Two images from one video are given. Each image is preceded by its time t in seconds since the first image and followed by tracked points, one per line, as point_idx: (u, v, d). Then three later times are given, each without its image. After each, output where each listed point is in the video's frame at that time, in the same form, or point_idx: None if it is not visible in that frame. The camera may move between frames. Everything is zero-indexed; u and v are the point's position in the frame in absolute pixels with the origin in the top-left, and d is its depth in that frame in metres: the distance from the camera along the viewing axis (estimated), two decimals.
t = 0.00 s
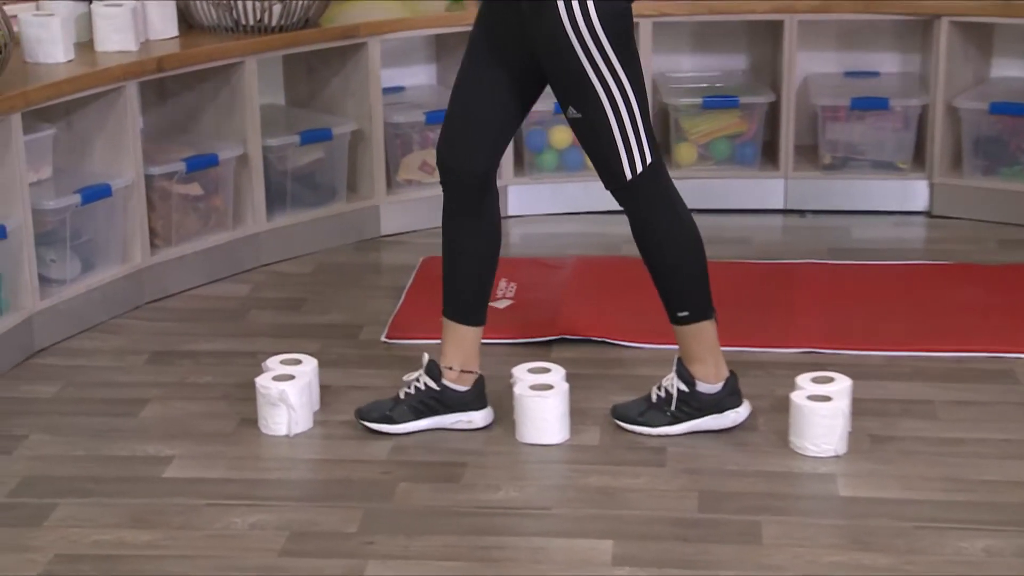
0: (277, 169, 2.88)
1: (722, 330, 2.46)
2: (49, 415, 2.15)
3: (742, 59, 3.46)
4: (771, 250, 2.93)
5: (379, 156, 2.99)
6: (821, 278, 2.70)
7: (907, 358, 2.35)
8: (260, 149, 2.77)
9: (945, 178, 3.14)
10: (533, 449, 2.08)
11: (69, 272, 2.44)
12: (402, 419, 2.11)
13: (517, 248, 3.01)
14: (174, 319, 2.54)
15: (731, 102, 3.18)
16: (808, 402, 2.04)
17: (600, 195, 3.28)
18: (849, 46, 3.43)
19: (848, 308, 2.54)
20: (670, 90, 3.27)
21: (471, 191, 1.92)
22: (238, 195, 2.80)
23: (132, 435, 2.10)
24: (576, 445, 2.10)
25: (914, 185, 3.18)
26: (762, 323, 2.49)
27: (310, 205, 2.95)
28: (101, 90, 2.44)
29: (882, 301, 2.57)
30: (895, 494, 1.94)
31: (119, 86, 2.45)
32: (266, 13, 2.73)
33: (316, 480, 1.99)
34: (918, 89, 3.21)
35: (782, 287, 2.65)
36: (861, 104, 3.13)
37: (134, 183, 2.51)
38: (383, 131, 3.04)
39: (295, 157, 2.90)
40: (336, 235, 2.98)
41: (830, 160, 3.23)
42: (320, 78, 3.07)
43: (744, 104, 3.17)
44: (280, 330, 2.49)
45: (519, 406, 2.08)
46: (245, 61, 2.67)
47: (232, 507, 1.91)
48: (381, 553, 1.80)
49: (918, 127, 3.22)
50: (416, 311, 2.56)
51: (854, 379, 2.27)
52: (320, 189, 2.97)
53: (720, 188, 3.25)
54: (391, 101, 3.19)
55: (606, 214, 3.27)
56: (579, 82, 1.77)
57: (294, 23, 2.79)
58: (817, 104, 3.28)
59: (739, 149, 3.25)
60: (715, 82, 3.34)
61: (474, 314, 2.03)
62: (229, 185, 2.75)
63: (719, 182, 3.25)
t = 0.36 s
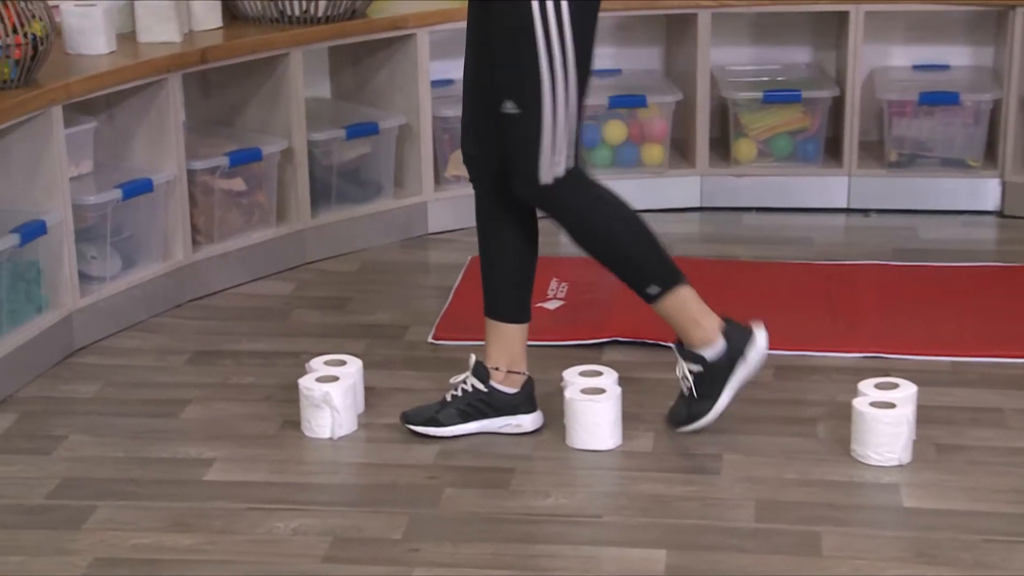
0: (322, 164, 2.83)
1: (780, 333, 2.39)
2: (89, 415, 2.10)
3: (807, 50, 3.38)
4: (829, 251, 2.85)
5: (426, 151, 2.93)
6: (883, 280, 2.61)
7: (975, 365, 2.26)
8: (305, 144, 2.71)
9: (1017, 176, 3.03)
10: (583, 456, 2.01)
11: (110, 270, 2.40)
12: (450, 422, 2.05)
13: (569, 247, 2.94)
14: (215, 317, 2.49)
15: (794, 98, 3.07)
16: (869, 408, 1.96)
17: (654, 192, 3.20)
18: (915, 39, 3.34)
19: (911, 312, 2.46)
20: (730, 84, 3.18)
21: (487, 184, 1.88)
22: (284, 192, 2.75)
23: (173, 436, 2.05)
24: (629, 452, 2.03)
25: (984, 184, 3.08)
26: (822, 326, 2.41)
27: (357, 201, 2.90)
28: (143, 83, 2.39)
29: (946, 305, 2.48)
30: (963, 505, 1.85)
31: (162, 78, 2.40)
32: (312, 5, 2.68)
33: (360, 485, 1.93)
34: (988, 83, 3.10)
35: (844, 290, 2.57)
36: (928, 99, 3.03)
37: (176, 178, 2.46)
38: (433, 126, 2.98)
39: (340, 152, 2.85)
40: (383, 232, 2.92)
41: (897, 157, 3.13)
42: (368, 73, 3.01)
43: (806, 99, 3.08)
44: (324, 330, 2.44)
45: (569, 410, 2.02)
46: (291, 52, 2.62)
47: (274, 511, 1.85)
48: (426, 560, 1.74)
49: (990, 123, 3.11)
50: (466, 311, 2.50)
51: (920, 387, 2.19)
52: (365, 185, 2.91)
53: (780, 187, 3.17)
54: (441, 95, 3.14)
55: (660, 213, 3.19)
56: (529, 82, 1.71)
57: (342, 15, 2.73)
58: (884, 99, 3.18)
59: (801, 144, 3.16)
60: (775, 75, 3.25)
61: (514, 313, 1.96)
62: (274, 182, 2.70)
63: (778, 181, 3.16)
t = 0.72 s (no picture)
0: (362, 164, 2.83)
1: (821, 337, 2.38)
2: (129, 414, 2.12)
3: (848, 53, 3.36)
4: (868, 255, 2.83)
5: (465, 152, 2.94)
6: (924, 285, 2.59)
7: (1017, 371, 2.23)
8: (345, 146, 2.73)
9: None
10: (621, 459, 2.00)
11: (152, 270, 2.42)
12: (487, 423, 2.05)
13: (607, 249, 2.94)
14: (253, 317, 2.51)
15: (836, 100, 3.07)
16: (909, 412, 1.94)
17: (692, 194, 3.19)
18: (959, 42, 3.31)
19: (952, 317, 2.44)
20: (772, 86, 3.17)
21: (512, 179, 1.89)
22: (324, 193, 2.77)
23: (212, 436, 2.06)
24: (668, 455, 2.02)
25: None
26: (862, 329, 2.40)
27: (396, 202, 2.91)
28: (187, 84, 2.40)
29: (988, 310, 2.46)
30: (1005, 512, 1.83)
31: (206, 80, 2.42)
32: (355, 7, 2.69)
33: (399, 486, 1.93)
34: None
35: (884, 294, 2.55)
36: (971, 102, 3.01)
37: (219, 180, 2.47)
38: (473, 128, 2.99)
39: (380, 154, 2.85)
40: (421, 234, 2.93)
41: (939, 160, 3.10)
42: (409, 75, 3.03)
43: (847, 101, 3.07)
44: (361, 331, 2.44)
45: (607, 412, 2.01)
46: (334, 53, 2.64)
47: (312, 511, 1.85)
48: (463, 562, 1.73)
49: None
50: (506, 313, 2.50)
51: (962, 392, 2.17)
52: (405, 187, 2.92)
53: (821, 190, 3.16)
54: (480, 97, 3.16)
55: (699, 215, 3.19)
56: None
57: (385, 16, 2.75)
58: (926, 102, 3.17)
59: (843, 147, 3.14)
60: (816, 77, 3.24)
61: (553, 309, 1.97)
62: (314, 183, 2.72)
63: (819, 183, 3.15)
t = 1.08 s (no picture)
0: (385, 167, 2.85)
1: (843, 342, 2.37)
2: (153, 415, 2.12)
3: (873, 57, 3.35)
4: (891, 259, 2.82)
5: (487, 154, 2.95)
6: (948, 290, 2.58)
7: None
8: (368, 149, 2.74)
9: None
10: (643, 463, 2.00)
11: (175, 272, 2.43)
12: (509, 427, 2.05)
13: (629, 253, 2.93)
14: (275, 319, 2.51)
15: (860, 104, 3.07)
16: (932, 417, 1.94)
17: (714, 197, 3.19)
18: (985, 46, 3.30)
19: (977, 323, 2.42)
20: (795, 90, 3.17)
21: (510, 184, 1.84)
22: (348, 196, 2.78)
23: (236, 438, 2.06)
24: (690, 460, 2.01)
25: None
26: (885, 334, 2.39)
27: (418, 205, 2.91)
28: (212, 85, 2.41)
29: (1013, 316, 2.44)
30: None
31: (230, 81, 2.43)
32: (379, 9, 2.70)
33: (421, 488, 1.93)
34: None
35: (908, 299, 2.54)
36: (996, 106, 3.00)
37: (242, 182, 2.48)
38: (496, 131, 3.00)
39: (403, 156, 2.86)
40: (443, 237, 2.93)
41: (964, 164, 3.09)
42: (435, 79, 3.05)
43: (870, 105, 3.07)
44: (383, 334, 2.45)
45: (629, 416, 2.01)
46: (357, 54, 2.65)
47: (334, 513, 1.85)
48: (485, 565, 1.73)
49: None
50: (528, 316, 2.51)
51: (987, 399, 2.16)
52: (427, 190, 2.93)
53: (844, 195, 3.15)
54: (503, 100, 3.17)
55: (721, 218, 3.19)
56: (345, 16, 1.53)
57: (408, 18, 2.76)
58: (951, 107, 3.15)
59: (867, 151, 3.13)
60: (841, 81, 3.24)
61: (557, 311, 1.95)
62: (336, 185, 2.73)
63: (842, 187, 3.15)
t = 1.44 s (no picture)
0: (409, 181, 2.87)
1: (869, 359, 2.36)
2: (178, 429, 2.13)
3: (898, 73, 3.35)
4: (916, 276, 2.81)
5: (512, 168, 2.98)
6: (973, 307, 2.56)
7: None
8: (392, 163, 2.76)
9: None
10: (666, 479, 1.99)
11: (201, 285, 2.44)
12: (529, 436, 2.03)
13: (652, 268, 2.93)
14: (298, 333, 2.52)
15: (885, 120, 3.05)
16: (959, 434, 1.92)
17: (738, 213, 3.18)
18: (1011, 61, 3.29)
19: (1003, 340, 2.40)
20: (820, 105, 3.16)
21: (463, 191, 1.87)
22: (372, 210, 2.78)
23: (260, 452, 2.06)
24: (714, 476, 2.00)
25: None
26: (910, 351, 2.38)
27: (442, 219, 2.94)
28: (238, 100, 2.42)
29: None
30: None
31: (257, 95, 2.44)
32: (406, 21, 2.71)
33: (444, 503, 1.93)
34: None
35: (934, 316, 2.52)
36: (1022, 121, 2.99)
37: (268, 196, 2.49)
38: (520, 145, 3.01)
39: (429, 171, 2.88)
40: (468, 252, 2.94)
41: (990, 181, 3.07)
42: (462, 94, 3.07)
43: (896, 121, 3.06)
44: (406, 349, 2.45)
45: (653, 432, 2.00)
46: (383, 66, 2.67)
47: (357, 528, 1.85)
48: None
49: None
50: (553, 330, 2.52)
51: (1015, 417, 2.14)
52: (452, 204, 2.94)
53: (870, 211, 3.14)
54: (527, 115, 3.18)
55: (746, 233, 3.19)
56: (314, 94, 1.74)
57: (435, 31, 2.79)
58: (977, 122, 3.14)
59: (892, 167, 3.12)
60: (866, 97, 3.23)
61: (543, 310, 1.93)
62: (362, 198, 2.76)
63: (869, 204, 3.13)
